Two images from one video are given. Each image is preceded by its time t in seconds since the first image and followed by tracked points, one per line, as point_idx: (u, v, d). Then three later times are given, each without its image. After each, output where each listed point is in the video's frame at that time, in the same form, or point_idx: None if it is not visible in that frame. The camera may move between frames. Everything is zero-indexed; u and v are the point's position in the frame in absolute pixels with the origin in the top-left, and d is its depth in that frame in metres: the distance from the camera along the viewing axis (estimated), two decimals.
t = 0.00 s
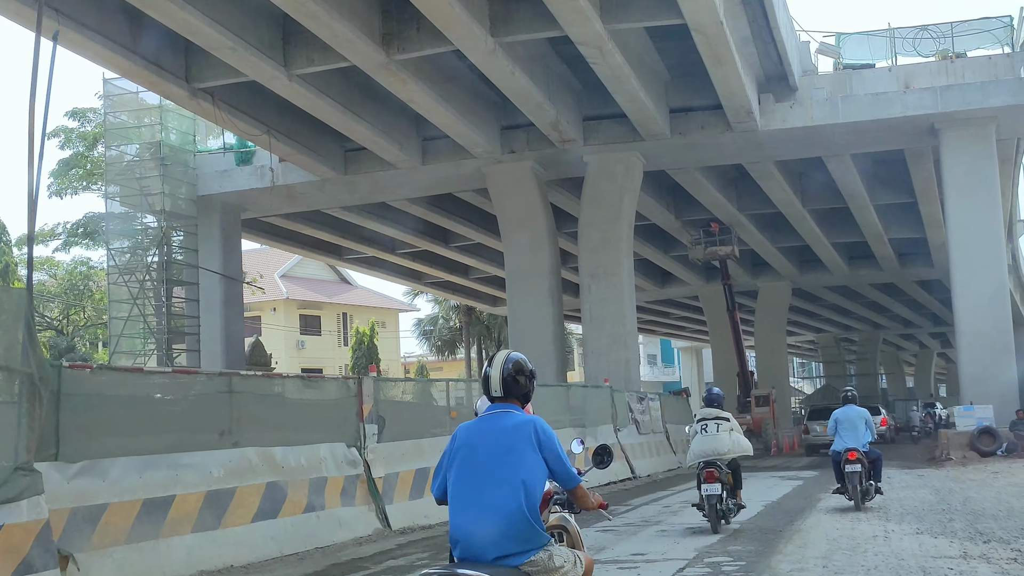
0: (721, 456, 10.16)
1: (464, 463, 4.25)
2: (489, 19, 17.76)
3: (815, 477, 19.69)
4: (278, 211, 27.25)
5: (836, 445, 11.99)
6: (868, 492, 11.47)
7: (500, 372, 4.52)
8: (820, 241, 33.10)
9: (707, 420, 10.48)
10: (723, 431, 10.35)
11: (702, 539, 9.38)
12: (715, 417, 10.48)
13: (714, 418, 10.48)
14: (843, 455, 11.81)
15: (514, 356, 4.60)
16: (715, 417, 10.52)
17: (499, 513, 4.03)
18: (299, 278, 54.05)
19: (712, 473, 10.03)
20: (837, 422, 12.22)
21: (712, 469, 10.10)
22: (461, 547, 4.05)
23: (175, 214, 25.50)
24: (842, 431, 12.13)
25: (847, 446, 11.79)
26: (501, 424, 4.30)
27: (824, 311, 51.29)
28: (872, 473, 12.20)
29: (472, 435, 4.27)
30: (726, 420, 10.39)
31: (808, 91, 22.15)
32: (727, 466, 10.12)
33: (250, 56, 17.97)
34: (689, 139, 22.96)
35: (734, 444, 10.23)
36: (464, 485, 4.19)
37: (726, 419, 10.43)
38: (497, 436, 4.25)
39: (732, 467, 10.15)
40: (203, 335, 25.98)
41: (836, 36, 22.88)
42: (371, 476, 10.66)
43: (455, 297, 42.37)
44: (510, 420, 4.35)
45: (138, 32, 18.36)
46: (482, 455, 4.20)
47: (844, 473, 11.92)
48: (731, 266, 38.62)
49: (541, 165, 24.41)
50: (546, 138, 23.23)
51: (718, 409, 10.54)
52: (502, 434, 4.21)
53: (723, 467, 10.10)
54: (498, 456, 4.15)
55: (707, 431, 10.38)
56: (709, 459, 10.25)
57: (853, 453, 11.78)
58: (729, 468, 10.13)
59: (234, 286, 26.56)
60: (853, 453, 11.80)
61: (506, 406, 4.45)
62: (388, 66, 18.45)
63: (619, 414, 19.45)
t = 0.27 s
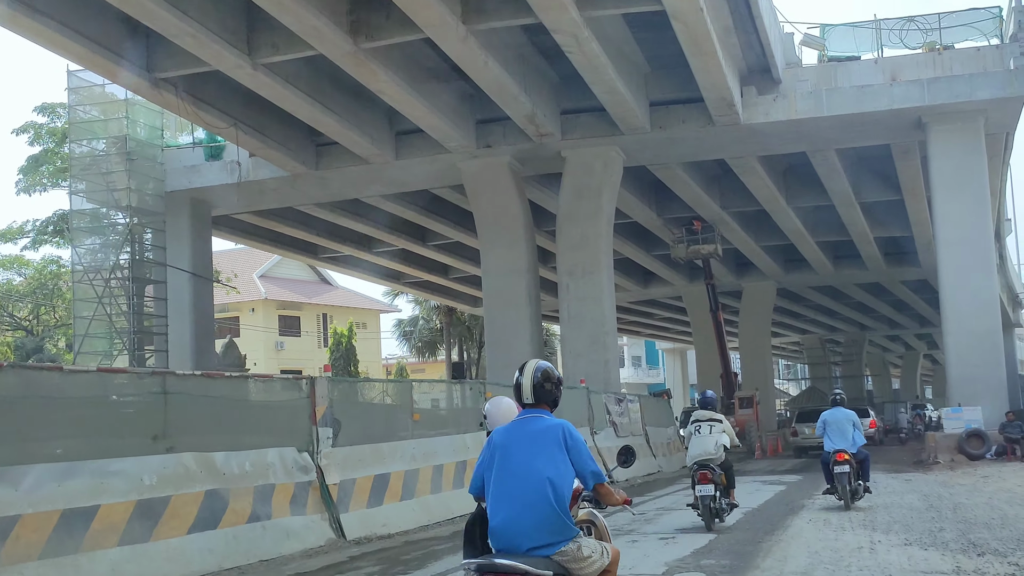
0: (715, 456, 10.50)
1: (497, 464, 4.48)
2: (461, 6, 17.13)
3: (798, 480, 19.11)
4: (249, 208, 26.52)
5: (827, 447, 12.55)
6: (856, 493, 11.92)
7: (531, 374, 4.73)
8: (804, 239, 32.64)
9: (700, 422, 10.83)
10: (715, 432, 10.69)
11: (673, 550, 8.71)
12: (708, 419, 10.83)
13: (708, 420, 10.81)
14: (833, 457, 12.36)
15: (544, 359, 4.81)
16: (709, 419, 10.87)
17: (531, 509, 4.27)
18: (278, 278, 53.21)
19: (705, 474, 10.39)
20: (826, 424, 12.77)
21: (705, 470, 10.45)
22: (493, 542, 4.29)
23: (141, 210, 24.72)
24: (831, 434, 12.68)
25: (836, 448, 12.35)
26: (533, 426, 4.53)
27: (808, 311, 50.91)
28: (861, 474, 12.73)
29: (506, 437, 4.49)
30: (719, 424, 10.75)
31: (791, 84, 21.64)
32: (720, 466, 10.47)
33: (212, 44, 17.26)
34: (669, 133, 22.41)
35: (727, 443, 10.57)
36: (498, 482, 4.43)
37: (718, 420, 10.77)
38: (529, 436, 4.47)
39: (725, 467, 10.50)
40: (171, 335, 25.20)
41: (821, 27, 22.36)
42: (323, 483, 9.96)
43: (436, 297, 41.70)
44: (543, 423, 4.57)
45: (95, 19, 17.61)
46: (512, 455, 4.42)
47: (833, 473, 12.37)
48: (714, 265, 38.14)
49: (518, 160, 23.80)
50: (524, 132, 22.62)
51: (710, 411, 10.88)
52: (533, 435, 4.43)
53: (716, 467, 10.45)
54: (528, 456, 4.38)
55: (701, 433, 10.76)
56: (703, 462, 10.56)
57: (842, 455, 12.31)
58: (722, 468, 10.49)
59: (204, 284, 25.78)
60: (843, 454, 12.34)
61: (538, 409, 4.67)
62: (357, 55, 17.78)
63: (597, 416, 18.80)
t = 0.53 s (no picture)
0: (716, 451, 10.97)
1: (544, 453, 5.07)
2: None
3: (788, 480, 18.51)
4: (228, 201, 25.79)
5: (821, 442, 13.23)
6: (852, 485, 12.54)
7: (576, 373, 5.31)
8: (796, 233, 32.09)
9: (701, 418, 11.28)
10: (716, 428, 11.15)
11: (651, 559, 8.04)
12: (709, 416, 11.29)
13: (709, 416, 11.28)
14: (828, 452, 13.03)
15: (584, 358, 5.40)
16: (709, 415, 11.33)
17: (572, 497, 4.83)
18: (264, 274, 52.45)
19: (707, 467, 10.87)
20: (820, 420, 13.43)
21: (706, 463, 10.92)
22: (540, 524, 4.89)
23: (114, 201, 23.98)
24: (825, 429, 13.34)
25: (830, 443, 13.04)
26: (575, 421, 5.10)
27: (801, 307, 50.41)
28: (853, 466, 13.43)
29: (549, 430, 5.09)
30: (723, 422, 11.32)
31: (783, 72, 21.03)
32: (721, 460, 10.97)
33: (181, 26, 16.52)
34: (657, 122, 21.77)
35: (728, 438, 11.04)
36: (543, 472, 5.01)
37: (719, 416, 11.23)
38: (571, 431, 5.05)
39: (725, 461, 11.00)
40: (147, 332, 24.39)
41: (813, 15, 21.86)
42: (280, 485, 9.31)
43: (423, 292, 41.01)
44: (582, 418, 5.15)
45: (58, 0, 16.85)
46: (556, 446, 5.02)
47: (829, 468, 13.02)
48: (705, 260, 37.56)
49: (502, 151, 23.13)
50: (508, 121, 21.95)
51: (712, 408, 11.34)
52: (574, 429, 5.00)
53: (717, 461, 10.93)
54: (570, 449, 4.97)
55: (703, 429, 11.22)
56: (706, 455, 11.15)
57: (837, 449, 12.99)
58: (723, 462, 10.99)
59: (181, 279, 24.97)
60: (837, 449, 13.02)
61: (578, 406, 5.24)
62: (332, 38, 17.07)
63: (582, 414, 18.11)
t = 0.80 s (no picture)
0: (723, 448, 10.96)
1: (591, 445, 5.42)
2: None
3: (784, 479, 17.89)
4: (210, 192, 25.09)
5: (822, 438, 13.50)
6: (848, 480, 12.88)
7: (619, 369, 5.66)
8: (792, 225, 31.47)
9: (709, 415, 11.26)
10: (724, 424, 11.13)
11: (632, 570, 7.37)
12: (716, 412, 11.28)
13: (716, 413, 11.27)
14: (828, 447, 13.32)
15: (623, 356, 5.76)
16: (717, 412, 11.31)
17: (620, 485, 5.16)
18: (254, 270, 51.71)
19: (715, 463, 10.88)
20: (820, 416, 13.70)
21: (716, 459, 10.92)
22: (593, 509, 5.23)
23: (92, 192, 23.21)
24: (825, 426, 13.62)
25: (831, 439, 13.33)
26: (620, 414, 5.44)
27: (798, 302, 49.83)
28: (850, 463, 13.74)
29: (597, 423, 5.43)
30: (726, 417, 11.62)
31: (779, 58, 20.38)
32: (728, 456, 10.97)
33: (151, 7, 15.78)
34: (650, 111, 21.08)
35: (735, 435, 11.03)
36: (592, 463, 5.35)
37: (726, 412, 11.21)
38: (617, 423, 5.38)
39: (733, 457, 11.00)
40: (124, 327, 23.68)
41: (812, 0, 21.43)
42: (234, 488, 8.64)
43: (414, 287, 40.32)
44: (627, 410, 5.48)
45: None
46: (603, 438, 5.36)
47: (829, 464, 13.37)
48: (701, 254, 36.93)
49: (491, 140, 22.42)
50: (496, 109, 21.27)
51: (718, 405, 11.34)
52: (621, 420, 5.35)
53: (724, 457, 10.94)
54: (618, 440, 5.30)
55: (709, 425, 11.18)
56: (711, 450, 11.09)
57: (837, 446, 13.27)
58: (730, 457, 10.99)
59: (161, 272, 24.25)
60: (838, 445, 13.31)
61: (622, 400, 5.57)
62: (309, 21, 16.35)
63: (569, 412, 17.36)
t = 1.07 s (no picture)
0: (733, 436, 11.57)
1: (644, 436, 6.38)
2: None
3: (786, 480, 17.25)
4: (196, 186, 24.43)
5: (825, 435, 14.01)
6: (849, 477, 13.57)
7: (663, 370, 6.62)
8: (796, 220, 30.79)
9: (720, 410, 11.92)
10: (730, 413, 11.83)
11: None
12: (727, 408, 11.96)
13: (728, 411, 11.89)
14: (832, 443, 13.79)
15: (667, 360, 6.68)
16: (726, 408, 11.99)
17: (671, 472, 6.10)
18: (250, 268, 51.15)
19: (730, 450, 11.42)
20: (823, 415, 14.23)
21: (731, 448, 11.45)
22: (647, 494, 6.17)
23: (72, 185, 22.68)
24: (829, 424, 14.13)
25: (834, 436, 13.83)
26: (669, 409, 6.39)
27: (801, 300, 49.17)
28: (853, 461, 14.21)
29: (648, 418, 6.38)
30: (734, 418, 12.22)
31: (780, 45, 19.70)
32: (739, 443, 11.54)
33: None
34: (646, 100, 20.39)
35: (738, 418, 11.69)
36: (645, 452, 6.31)
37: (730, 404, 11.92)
38: (669, 417, 6.33)
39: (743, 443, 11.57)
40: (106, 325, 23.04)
41: None
42: (189, 493, 7.99)
43: (411, 284, 39.72)
44: (674, 407, 6.44)
45: None
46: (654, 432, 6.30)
47: (831, 462, 14.06)
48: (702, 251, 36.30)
49: (484, 131, 21.76)
50: (487, 99, 20.60)
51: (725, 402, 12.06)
52: (670, 415, 6.29)
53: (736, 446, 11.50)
54: (670, 432, 6.25)
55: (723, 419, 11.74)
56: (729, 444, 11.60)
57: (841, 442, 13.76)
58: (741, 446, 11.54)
59: (145, 268, 23.59)
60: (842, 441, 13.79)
61: (670, 396, 6.52)
62: (290, 4, 15.67)
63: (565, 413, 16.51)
